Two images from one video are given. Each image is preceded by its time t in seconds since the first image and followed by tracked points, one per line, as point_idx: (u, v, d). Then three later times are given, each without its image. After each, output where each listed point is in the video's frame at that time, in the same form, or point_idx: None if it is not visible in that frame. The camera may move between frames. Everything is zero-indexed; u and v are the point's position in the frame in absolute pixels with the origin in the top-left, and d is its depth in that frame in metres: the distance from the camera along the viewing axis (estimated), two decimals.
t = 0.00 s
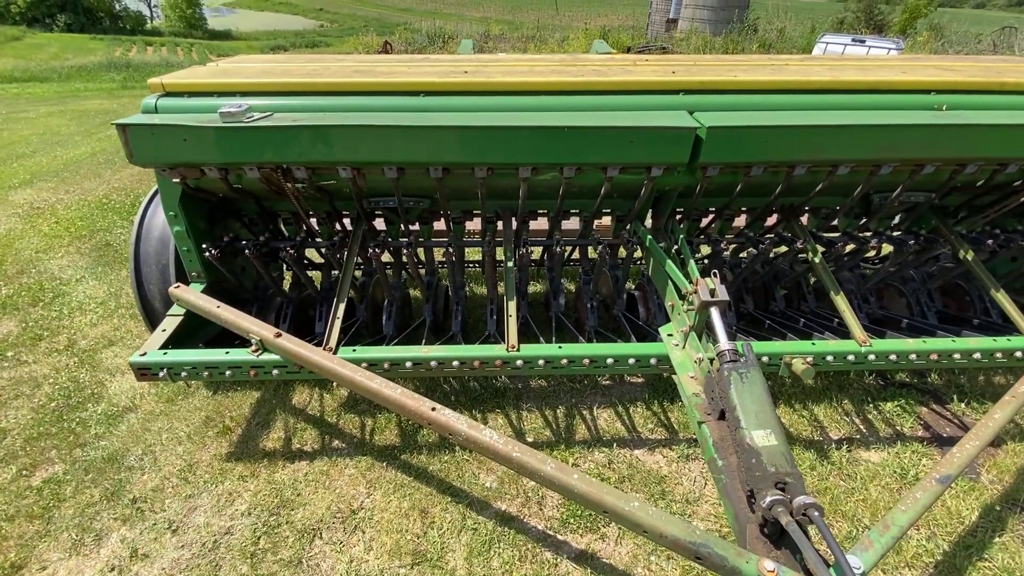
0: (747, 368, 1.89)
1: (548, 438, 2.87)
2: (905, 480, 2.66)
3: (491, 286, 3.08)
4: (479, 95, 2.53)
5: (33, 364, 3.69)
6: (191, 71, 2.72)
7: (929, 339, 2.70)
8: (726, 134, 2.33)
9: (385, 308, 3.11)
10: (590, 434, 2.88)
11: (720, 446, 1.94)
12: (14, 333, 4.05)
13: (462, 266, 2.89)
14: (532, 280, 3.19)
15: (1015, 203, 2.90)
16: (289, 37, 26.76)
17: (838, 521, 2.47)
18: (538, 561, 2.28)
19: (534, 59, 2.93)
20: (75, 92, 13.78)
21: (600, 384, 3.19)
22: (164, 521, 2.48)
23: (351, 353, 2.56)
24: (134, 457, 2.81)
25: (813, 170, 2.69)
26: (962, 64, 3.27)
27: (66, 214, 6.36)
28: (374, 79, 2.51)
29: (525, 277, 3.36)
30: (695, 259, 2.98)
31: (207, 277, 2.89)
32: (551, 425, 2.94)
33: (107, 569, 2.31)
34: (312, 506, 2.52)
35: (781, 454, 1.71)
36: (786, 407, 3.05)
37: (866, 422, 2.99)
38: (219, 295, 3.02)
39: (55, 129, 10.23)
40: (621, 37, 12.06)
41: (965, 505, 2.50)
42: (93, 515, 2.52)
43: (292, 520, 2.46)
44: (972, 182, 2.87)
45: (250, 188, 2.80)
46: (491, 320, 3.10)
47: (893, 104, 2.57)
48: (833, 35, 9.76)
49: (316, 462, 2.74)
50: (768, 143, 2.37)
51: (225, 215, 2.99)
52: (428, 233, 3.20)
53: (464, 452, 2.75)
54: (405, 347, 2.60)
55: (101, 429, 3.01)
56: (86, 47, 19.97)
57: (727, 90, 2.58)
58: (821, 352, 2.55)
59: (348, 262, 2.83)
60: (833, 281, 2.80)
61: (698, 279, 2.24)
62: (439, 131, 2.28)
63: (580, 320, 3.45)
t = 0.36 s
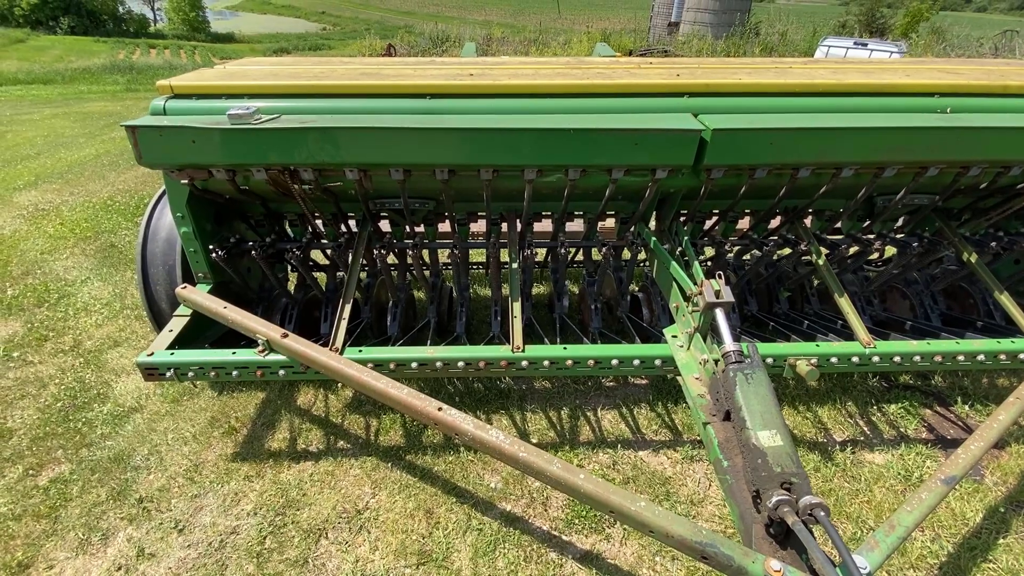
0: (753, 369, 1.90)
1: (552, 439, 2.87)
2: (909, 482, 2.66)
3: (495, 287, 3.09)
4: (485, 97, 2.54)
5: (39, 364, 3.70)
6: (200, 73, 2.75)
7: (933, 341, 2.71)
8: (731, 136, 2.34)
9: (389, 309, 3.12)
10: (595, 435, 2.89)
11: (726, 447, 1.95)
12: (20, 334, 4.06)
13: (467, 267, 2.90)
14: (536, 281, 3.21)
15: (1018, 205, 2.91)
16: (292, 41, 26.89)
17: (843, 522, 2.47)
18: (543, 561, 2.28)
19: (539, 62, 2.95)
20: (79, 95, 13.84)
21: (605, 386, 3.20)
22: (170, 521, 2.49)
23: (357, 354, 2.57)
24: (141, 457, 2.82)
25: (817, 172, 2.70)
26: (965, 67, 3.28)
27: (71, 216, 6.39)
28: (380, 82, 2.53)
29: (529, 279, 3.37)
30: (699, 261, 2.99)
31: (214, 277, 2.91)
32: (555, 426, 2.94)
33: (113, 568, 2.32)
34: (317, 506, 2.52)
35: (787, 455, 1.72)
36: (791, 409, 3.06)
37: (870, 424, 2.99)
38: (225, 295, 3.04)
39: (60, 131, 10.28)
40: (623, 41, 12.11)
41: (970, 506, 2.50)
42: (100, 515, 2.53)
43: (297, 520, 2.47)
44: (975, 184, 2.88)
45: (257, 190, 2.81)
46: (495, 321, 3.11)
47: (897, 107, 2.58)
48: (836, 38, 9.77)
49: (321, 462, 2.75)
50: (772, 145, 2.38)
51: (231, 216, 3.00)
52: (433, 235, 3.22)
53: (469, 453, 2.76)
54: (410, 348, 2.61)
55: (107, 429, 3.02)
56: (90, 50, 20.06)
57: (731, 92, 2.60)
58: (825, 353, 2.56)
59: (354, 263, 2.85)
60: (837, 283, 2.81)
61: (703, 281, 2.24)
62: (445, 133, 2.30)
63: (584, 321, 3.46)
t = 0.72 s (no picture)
0: (760, 371, 1.90)
1: (556, 440, 2.87)
2: (916, 485, 2.65)
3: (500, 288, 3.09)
4: (491, 99, 2.55)
5: (44, 364, 3.71)
6: (206, 74, 2.76)
7: (939, 343, 2.70)
8: (738, 138, 2.34)
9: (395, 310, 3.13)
10: (599, 437, 2.88)
11: (732, 449, 1.94)
12: (25, 333, 4.08)
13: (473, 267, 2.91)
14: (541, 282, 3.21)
15: None
16: (295, 42, 26.99)
17: (850, 525, 2.46)
18: (548, 563, 2.28)
19: (544, 64, 2.95)
20: (83, 96, 13.89)
21: (609, 388, 3.20)
22: (176, 521, 2.49)
23: (362, 355, 2.58)
24: (146, 457, 2.83)
25: (823, 174, 2.70)
26: (971, 69, 3.28)
27: (76, 216, 6.41)
28: (387, 83, 2.54)
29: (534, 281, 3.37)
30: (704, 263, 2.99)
31: (220, 278, 2.92)
32: (559, 428, 2.94)
33: (119, 568, 2.32)
34: (322, 506, 2.53)
35: (795, 457, 1.72)
36: (796, 411, 3.05)
37: (876, 427, 2.98)
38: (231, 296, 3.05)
39: (64, 133, 10.32)
40: (625, 43, 12.12)
41: (977, 510, 2.49)
42: (105, 514, 2.53)
43: (302, 520, 2.47)
44: (982, 187, 2.87)
45: (263, 191, 2.82)
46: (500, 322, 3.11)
47: (903, 109, 2.58)
48: (838, 41, 9.78)
49: (326, 463, 2.76)
50: (779, 147, 2.38)
51: (237, 217, 3.01)
52: (438, 236, 3.22)
53: (473, 455, 2.75)
54: (416, 348, 2.61)
55: (112, 429, 3.02)
56: (94, 52, 20.15)
57: (736, 94, 2.60)
58: (832, 355, 2.55)
59: (359, 263, 2.85)
60: (843, 284, 2.80)
61: (709, 282, 2.24)
62: (451, 134, 2.30)
63: (588, 323, 3.46)
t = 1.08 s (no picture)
0: (762, 372, 1.90)
1: (558, 442, 2.88)
2: (917, 487, 2.65)
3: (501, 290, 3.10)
4: (493, 101, 2.56)
5: (45, 365, 3.71)
6: (210, 76, 2.77)
7: (940, 345, 2.70)
8: (739, 140, 2.35)
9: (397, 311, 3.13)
10: (601, 438, 2.89)
11: (734, 451, 1.95)
12: (27, 334, 4.08)
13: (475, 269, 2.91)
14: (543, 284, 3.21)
15: None
16: (296, 44, 27.04)
17: (852, 527, 2.47)
18: (550, 564, 2.28)
19: (546, 66, 2.96)
20: (84, 97, 13.91)
21: (611, 389, 3.20)
22: (177, 522, 2.50)
23: (364, 356, 2.58)
24: (148, 457, 2.83)
25: (824, 176, 2.71)
26: (971, 72, 3.29)
27: (77, 217, 6.42)
28: (389, 84, 2.55)
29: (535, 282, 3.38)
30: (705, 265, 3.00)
31: (222, 279, 2.92)
32: (560, 429, 2.95)
33: (121, 568, 2.33)
34: (324, 508, 2.53)
35: (797, 458, 1.72)
36: (797, 413, 3.05)
37: (877, 429, 2.99)
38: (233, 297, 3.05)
39: (65, 134, 10.32)
40: (626, 45, 12.16)
41: (978, 511, 2.49)
42: (107, 515, 2.53)
43: (303, 521, 2.47)
44: (982, 189, 2.88)
45: (265, 192, 2.83)
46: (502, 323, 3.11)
47: (904, 112, 2.59)
48: (837, 44, 9.81)
49: (328, 464, 2.76)
50: (780, 149, 2.39)
51: (240, 218, 3.02)
52: (440, 238, 3.23)
53: (475, 456, 2.75)
54: (418, 350, 2.61)
55: (114, 429, 3.02)
56: (95, 53, 20.16)
57: (738, 97, 2.61)
58: (833, 357, 2.56)
59: (362, 264, 2.85)
60: (844, 286, 2.81)
61: (711, 284, 2.24)
62: (454, 135, 2.31)
63: (589, 325, 3.47)
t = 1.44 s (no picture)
0: (757, 372, 1.90)
1: (554, 443, 2.87)
2: (911, 485, 2.67)
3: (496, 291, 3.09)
4: (488, 102, 2.56)
5: (34, 368, 3.66)
6: (202, 76, 2.75)
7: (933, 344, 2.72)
8: (733, 140, 2.36)
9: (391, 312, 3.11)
10: (597, 439, 2.88)
11: (730, 450, 1.94)
12: (15, 337, 4.02)
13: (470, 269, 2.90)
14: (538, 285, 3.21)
15: (1014, 210, 2.93)
16: (290, 45, 26.95)
17: (847, 526, 2.47)
18: (546, 565, 2.27)
19: (541, 67, 2.96)
20: (75, 98, 13.80)
21: (606, 390, 3.20)
22: (168, 527, 2.46)
23: (359, 357, 2.56)
24: (138, 461, 2.79)
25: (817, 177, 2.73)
26: (961, 74, 3.32)
27: (67, 219, 6.35)
28: (384, 84, 2.54)
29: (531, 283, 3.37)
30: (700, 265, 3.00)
31: (215, 281, 2.89)
32: (556, 430, 2.94)
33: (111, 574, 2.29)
34: (318, 511, 2.51)
35: (792, 457, 1.72)
36: (792, 413, 3.06)
37: (870, 428, 3.00)
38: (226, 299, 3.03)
39: (55, 135, 10.22)
40: (620, 47, 12.21)
41: (971, 510, 2.51)
42: (97, 520, 2.50)
43: (297, 525, 2.45)
44: (973, 190, 2.90)
45: (259, 193, 2.81)
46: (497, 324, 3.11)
47: (896, 113, 2.61)
48: (829, 47, 9.89)
49: (322, 466, 2.74)
50: (773, 149, 2.40)
51: (233, 219, 3.00)
52: (434, 239, 3.22)
53: (471, 458, 2.74)
54: (413, 351, 2.60)
55: (104, 433, 2.98)
56: (86, 53, 19.98)
57: (731, 98, 2.62)
58: (827, 357, 2.57)
59: (356, 265, 2.84)
60: (838, 286, 2.82)
61: (706, 284, 2.24)
62: (448, 136, 2.30)
63: (585, 325, 3.47)
